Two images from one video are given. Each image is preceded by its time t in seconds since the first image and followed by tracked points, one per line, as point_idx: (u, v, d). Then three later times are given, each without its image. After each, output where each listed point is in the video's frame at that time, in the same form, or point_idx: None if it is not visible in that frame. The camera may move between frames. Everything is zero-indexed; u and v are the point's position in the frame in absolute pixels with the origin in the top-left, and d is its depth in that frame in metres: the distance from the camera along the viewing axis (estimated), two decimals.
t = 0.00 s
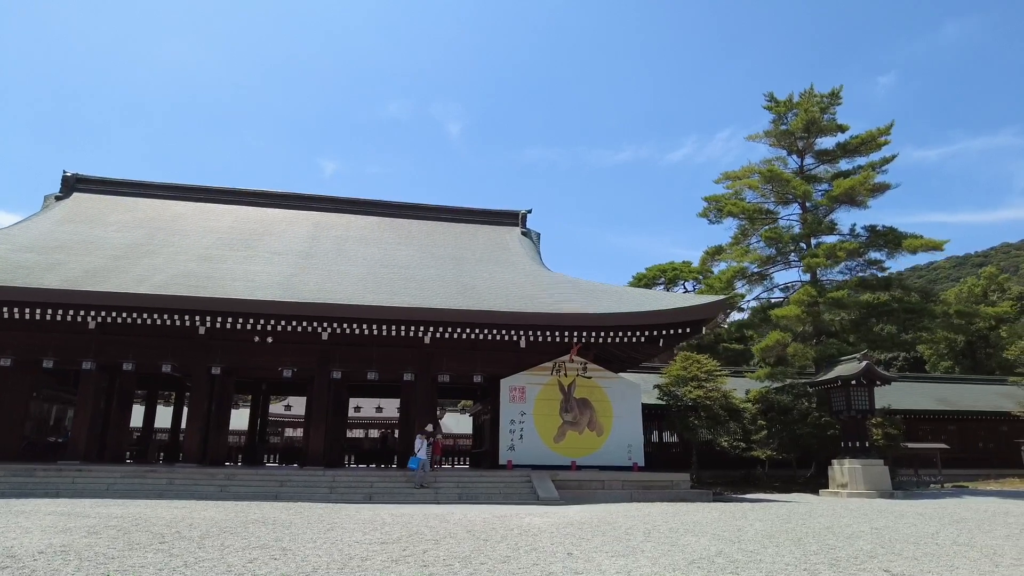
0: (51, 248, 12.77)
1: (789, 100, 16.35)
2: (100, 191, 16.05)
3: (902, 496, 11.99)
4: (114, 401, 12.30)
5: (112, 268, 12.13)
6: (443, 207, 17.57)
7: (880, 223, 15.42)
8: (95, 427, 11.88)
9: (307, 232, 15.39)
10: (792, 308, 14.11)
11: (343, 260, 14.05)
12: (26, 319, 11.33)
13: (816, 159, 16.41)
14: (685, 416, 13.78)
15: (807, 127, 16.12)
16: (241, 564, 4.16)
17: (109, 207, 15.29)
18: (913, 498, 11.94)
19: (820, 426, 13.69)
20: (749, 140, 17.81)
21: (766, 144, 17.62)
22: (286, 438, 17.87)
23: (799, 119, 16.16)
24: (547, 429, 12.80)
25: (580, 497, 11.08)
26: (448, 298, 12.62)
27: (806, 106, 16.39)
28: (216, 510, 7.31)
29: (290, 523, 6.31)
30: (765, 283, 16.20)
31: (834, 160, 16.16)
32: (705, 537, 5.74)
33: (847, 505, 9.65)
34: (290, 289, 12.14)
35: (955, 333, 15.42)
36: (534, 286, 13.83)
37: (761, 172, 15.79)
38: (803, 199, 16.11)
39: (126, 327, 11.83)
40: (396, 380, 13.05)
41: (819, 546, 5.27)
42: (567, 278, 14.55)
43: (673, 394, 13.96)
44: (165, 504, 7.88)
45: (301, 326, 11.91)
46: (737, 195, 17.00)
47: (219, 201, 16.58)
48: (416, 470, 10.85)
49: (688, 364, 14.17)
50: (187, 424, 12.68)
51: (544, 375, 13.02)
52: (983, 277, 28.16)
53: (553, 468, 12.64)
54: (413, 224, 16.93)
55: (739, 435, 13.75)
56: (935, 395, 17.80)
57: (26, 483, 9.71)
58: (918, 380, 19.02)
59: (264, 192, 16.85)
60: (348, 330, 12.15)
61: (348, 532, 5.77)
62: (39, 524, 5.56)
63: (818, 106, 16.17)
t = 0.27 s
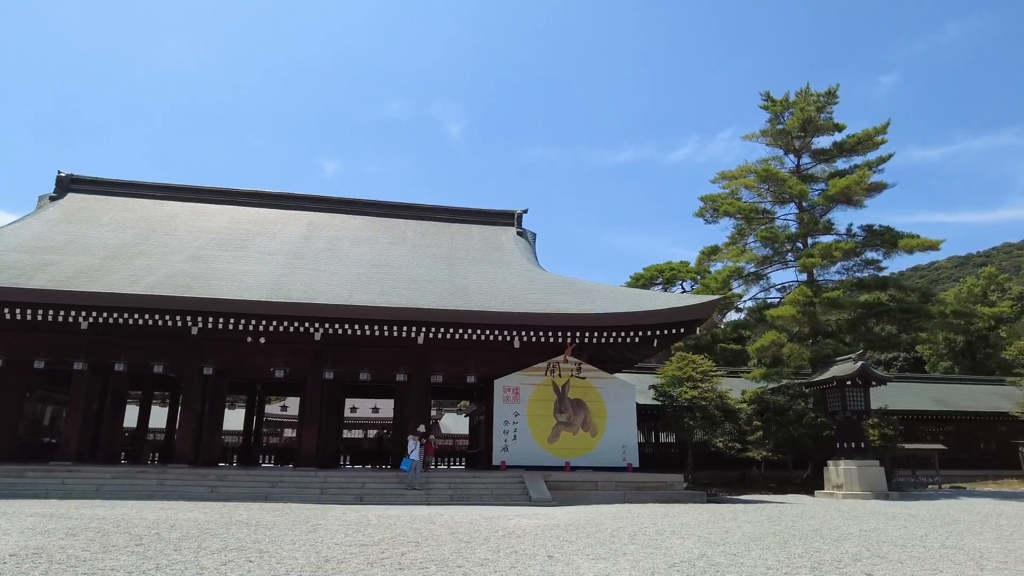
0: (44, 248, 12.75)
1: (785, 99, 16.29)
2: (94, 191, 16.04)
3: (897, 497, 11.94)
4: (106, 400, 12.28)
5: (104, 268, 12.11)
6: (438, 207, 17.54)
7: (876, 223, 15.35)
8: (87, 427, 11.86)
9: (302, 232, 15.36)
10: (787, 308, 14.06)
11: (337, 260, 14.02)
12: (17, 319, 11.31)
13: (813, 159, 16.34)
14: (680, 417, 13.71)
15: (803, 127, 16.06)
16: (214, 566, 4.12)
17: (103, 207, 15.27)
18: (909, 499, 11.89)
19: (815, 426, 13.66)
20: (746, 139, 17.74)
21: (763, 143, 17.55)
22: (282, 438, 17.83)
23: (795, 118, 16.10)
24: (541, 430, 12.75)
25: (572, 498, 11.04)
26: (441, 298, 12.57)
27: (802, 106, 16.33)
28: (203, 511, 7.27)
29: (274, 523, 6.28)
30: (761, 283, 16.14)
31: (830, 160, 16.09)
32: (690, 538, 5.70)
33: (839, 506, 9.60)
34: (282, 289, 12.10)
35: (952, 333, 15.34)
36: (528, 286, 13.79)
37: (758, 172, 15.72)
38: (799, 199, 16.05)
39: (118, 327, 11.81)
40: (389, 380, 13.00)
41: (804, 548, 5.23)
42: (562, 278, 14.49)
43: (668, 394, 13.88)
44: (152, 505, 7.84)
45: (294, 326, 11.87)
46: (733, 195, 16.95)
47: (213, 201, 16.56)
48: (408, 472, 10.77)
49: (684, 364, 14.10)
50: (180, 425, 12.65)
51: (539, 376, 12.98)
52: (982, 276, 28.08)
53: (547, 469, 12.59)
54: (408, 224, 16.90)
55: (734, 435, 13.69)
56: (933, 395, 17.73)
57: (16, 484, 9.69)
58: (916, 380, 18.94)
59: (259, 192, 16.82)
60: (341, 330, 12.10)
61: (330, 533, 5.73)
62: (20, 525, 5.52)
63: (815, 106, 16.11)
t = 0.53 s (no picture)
0: (37, 247, 12.72)
1: (783, 97, 16.20)
2: (89, 190, 16.03)
3: (894, 497, 11.84)
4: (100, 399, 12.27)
5: (97, 267, 12.08)
6: (434, 206, 17.49)
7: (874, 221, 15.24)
8: (80, 426, 11.85)
9: (297, 231, 15.32)
10: (784, 307, 13.99)
11: (331, 259, 13.97)
12: (10, 318, 11.30)
13: (811, 157, 16.24)
14: (676, 417, 13.60)
15: (801, 125, 15.97)
16: (187, 566, 4.06)
17: (98, 206, 15.26)
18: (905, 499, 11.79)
19: (812, 427, 13.52)
20: (743, 138, 17.66)
21: (761, 141, 17.45)
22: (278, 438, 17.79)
23: (792, 116, 16.00)
24: (535, 429, 12.69)
25: (566, 498, 10.97)
26: (434, 297, 12.51)
27: (800, 104, 16.24)
28: (189, 510, 7.22)
29: (257, 523, 6.22)
30: (758, 282, 16.05)
31: (829, 158, 15.99)
32: (676, 539, 5.64)
33: (833, 507, 9.52)
34: (275, 288, 12.05)
35: (950, 332, 15.22)
36: (523, 286, 13.72)
37: (755, 171, 15.63)
38: (797, 198, 15.96)
39: (111, 326, 11.79)
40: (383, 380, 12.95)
41: (790, 549, 5.16)
42: (557, 277, 14.42)
43: (664, 393, 13.78)
44: (139, 504, 7.79)
45: (286, 325, 11.83)
46: (730, 193, 16.86)
47: (209, 200, 16.53)
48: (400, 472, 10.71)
49: (679, 364, 14.00)
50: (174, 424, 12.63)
51: (533, 375, 12.91)
52: (984, 275, 27.93)
53: (541, 469, 12.53)
54: (404, 224, 16.86)
55: (730, 435, 13.59)
56: (932, 395, 17.62)
57: (6, 483, 9.67)
58: (916, 380, 18.82)
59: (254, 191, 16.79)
60: (334, 329, 12.06)
61: (312, 533, 5.68)
62: None
63: (813, 104, 16.02)
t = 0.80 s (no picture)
0: (28, 245, 12.68)
1: (779, 95, 16.12)
2: (83, 188, 15.99)
3: (888, 498, 11.78)
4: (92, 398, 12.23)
5: (88, 265, 12.04)
6: (429, 205, 17.43)
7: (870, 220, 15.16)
8: (71, 425, 11.81)
9: (291, 230, 15.26)
10: (779, 306, 13.94)
11: (324, 258, 13.92)
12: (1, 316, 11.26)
13: (808, 156, 16.17)
14: (670, 416, 13.52)
15: (797, 123, 15.89)
16: (157, 566, 4.00)
17: (92, 204, 15.22)
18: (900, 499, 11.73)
19: (807, 426, 13.46)
20: (740, 136, 17.59)
21: (758, 140, 17.37)
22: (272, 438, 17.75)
23: (789, 115, 15.93)
24: (529, 429, 12.63)
25: (558, 499, 10.91)
26: (427, 296, 12.45)
27: (796, 102, 16.16)
28: (173, 510, 7.17)
29: (240, 523, 6.17)
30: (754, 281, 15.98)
31: (825, 157, 15.91)
32: (660, 540, 5.58)
33: (826, 507, 9.46)
34: (267, 287, 12.00)
35: (946, 332, 15.13)
36: (517, 285, 13.65)
37: (751, 169, 15.57)
38: (793, 197, 15.88)
39: (103, 325, 11.75)
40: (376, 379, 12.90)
41: (774, 550, 5.10)
42: (552, 276, 14.36)
43: (658, 393, 13.68)
44: (125, 503, 7.74)
45: (278, 324, 11.77)
46: (726, 192, 16.79)
47: (203, 198, 16.49)
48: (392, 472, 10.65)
49: (674, 363, 13.91)
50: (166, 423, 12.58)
51: (527, 375, 12.86)
52: (983, 275, 27.84)
53: (535, 468, 12.47)
54: (399, 222, 16.80)
55: (725, 435, 13.51)
56: (929, 395, 17.55)
57: None
58: (913, 380, 18.74)
59: (249, 189, 16.74)
60: (326, 329, 12.00)
61: (293, 533, 5.63)
62: None
63: (809, 102, 15.95)
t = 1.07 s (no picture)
0: (20, 245, 12.65)
1: (774, 94, 16.07)
2: (77, 188, 15.96)
3: (882, 498, 11.74)
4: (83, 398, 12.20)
5: (80, 265, 12.00)
6: (424, 204, 17.39)
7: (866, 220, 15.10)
8: (63, 425, 11.79)
9: (284, 230, 15.23)
10: (773, 306, 13.89)
11: (317, 258, 13.88)
12: None
13: (803, 155, 16.11)
14: (664, 416, 13.47)
15: (793, 122, 15.84)
16: (128, 567, 3.96)
17: (85, 204, 15.19)
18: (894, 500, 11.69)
19: (801, 426, 13.36)
20: (736, 136, 17.54)
21: (754, 139, 17.32)
22: (267, 438, 17.71)
23: (784, 114, 15.88)
24: (522, 429, 12.59)
25: (550, 499, 10.87)
26: (419, 296, 12.41)
27: (792, 101, 16.11)
28: (159, 510, 7.14)
29: (223, 523, 6.13)
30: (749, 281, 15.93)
31: (821, 156, 15.86)
32: (644, 541, 5.54)
33: (818, 507, 9.41)
34: (259, 287, 11.96)
35: (942, 332, 15.10)
36: (510, 285, 13.61)
37: (746, 168, 15.51)
38: (789, 196, 15.83)
39: (95, 324, 11.73)
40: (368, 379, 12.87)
41: (757, 552, 5.06)
42: (545, 276, 14.31)
43: (653, 392, 13.64)
44: (111, 503, 7.71)
45: (270, 324, 11.74)
46: (721, 192, 16.74)
47: (197, 198, 16.46)
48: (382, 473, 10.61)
49: (668, 363, 13.87)
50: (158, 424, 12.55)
51: (520, 375, 12.82)
52: (981, 275, 27.79)
53: (528, 468, 12.43)
54: (393, 222, 16.76)
55: (719, 435, 13.47)
56: (925, 395, 17.50)
57: None
58: (910, 380, 18.68)
59: (243, 189, 16.71)
60: (318, 328, 11.97)
61: (274, 533, 5.59)
62: None
63: (804, 101, 15.90)
